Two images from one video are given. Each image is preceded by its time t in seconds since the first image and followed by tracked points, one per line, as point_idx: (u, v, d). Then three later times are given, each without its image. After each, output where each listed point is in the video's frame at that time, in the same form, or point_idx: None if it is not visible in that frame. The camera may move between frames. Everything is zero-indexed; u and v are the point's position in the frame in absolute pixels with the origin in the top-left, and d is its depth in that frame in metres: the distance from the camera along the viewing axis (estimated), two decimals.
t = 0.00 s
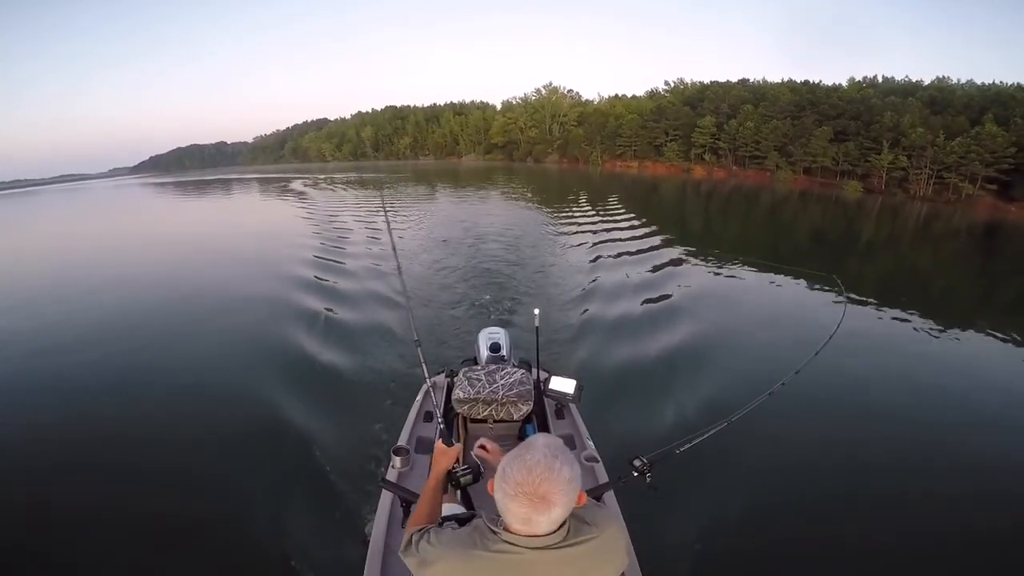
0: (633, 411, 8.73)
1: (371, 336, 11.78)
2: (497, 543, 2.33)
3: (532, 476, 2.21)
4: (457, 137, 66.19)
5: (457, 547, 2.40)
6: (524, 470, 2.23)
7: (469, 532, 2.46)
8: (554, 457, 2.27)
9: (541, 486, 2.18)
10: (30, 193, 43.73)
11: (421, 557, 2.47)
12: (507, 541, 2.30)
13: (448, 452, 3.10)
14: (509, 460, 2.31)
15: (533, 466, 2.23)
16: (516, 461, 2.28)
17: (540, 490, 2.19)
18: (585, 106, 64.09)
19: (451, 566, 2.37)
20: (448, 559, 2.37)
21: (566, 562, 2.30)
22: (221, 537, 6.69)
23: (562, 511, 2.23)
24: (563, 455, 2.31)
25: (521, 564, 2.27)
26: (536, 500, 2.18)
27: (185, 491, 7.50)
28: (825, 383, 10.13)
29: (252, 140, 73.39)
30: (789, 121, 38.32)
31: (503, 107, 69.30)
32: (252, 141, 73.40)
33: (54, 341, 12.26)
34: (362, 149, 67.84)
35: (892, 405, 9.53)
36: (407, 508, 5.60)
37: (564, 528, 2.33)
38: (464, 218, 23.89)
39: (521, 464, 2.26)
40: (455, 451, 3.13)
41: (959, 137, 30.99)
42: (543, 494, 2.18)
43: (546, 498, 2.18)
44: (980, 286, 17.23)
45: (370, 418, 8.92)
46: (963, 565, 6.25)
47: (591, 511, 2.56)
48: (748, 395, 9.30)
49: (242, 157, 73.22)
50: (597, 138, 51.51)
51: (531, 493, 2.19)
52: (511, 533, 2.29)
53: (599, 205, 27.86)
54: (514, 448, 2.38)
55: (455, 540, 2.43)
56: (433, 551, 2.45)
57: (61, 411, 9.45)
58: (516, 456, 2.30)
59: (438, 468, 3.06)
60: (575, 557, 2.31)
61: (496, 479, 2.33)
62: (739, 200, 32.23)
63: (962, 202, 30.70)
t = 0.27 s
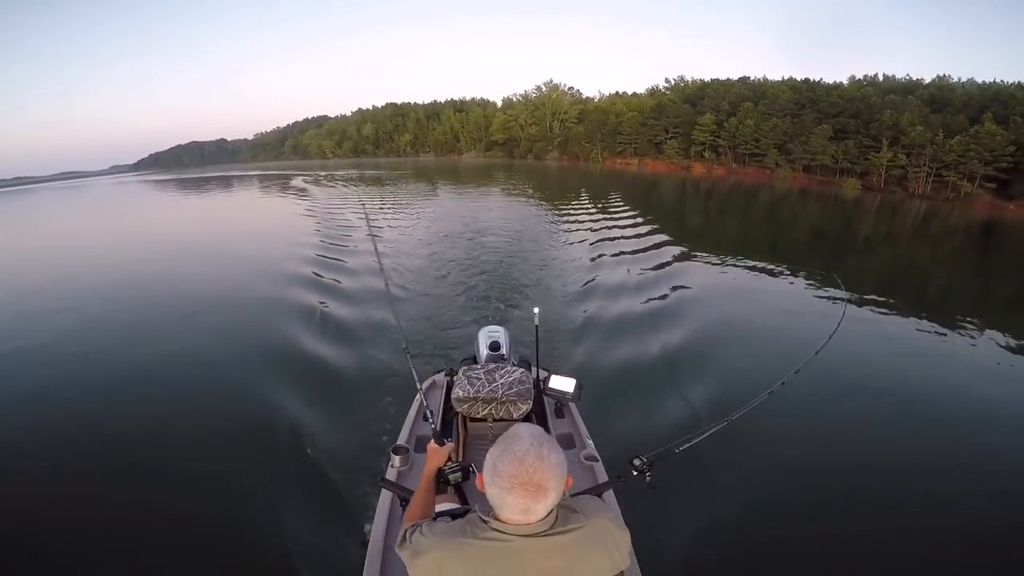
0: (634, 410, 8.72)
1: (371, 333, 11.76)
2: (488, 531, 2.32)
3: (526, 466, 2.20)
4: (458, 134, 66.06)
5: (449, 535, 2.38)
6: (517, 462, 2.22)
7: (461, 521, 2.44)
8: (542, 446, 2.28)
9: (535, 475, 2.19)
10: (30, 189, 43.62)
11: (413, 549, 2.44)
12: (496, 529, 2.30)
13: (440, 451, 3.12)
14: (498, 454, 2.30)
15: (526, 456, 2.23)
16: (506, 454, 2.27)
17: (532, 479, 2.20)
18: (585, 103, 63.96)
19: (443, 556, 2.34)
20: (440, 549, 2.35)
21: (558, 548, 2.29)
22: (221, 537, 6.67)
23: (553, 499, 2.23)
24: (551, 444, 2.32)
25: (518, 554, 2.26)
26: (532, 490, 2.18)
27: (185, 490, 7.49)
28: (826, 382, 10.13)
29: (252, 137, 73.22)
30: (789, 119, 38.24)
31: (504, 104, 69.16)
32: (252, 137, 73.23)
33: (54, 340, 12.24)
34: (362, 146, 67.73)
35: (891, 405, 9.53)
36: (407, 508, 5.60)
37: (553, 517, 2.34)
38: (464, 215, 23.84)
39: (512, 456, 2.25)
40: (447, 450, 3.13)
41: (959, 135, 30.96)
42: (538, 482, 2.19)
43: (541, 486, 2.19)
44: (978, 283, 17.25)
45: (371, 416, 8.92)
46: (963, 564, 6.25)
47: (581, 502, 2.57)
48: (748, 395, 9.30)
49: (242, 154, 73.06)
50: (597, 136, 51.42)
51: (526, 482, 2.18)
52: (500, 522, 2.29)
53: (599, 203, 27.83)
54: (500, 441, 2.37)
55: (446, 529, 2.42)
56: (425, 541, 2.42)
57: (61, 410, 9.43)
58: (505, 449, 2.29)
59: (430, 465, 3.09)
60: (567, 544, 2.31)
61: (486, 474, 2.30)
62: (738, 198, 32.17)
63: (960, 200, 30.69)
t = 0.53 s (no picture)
0: (633, 413, 8.74)
1: (372, 335, 11.78)
2: (501, 545, 2.15)
3: (546, 478, 2.06)
4: (458, 136, 66.15)
5: (458, 548, 2.22)
6: (535, 476, 2.07)
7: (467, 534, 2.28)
8: (557, 456, 2.14)
9: (558, 487, 2.05)
10: (31, 190, 43.74)
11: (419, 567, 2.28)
12: (510, 543, 2.13)
13: (450, 463, 2.88)
14: (511, 471, 2.13)
15: (545, 468, 2.09)
16: (521, 469, 2.11)
17: (553, 491, 2.06)
18: (586, 106, 64.08)
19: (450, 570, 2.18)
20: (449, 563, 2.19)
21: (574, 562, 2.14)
22: (222, 537, 6.68)
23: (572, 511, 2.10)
24: (563, 454, 2.20)
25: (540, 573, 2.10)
26: (556, 503, 2.04)
27: (185, 490, 7.51)
28: (825, 385, 10.14)
29: (253, 139, 73.32)
30: (788, 122, 38.29)
31: (505, 107, 69.26)
32: (253, 139, 73.34)
33: (54, 340, 12.26)
34: (363, 148, 67.86)
35: (891, 407, 9.54)
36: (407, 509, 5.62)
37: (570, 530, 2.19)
38: (464, 217, 23.87)
39: (528, 470, 2.09)
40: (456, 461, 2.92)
41: (956, 139, 31.04)
42: (561, 493, 2.05)
43: (564, 498, 2.05)
44: (974, 287, 17.33)
45: (371, 418, 8.93)
46: (962, 565, 6.25)
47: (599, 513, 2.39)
48: (748, 397, 9.31)
49: (243, 156, 73.15)
50: (597, 138, 51.50)
51: (550, 494, 2.04)
52: (514, 535, 2.13)
53: (598, 205, 27.85)
54: (507, 456, 2.20)
55: (455, 541, 2.25)
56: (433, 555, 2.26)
57: (61, 409, 9.46)
58: (518, 465, 2.13)
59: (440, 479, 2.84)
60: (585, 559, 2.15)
61: (501, 492, 2.13)
62: (737, 201, 32.19)
63: (957, 204, 30.78)
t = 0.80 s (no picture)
0: (633, 410, 8.72)
1: (371, 332, 11.74)
2: None
3: (567, 523, 1.88)
4: (459, 132, 65.95)
5: None
6: (555, 521, 1.88)
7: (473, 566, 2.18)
8: (577, 494, 1.94)
9: (581, 531, 1.88)
10: (30, 185, 43.65)
11: None
12: None
13: (462, 486, 2.61)
14: (527, 514, 1.93)
15: (565, 511, 1.90)
16: (539, 513, 1.91)
17: (575, 536, 1.89)
18: (587, 102, 63.92)
19: None
20: None
21: None
22: (221, 536, 6.65)
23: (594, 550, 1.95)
24: (581, 486, 2.00)
25: None
26: (578, 547, 1.89)
27: (184, 488, 7.48)
28: (826, 383, 10.12)
29: (253, 134, 73.12)
30: (788, 120, 38.16)
31: (506, 103, 69.07)
32: (253, 134, 73.13)
33: (53, 336, 12.23)
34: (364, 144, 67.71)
35: (891, 406, 9.51)
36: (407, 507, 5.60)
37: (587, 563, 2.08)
38: (464, 214, 23.82)
39: (547, 514, 1.90)
40: (468, 483, 2.64)
41: (955, 138, 30.97)
42: (583, 535, 1.89)
43: (586, 541, 1.89)
44: (972, 285, 17.32)
45: (371, 415, 8.91)
46: (963, 565, 6.25)
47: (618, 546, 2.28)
48: (749, 394, 9.29)
49: (242, 151, 72.94)
50: (597, 135, 51.37)
51: (570, 541, 1.88)
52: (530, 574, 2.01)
53: (598, 202, 27.79)
54: (521, 494, 1.98)
55: None
56: None
57: (60, 406, 9.43)
58: (534, 508, 1.93)
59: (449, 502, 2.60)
60: None
61: (516, 536, 1.95)
62: (736, 198, 32.13)
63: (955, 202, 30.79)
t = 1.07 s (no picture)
0: (632, 413, 8.73)
1: (371, 336, 11.78)
2: None
3: (568, 538, 1.87)
4: (459, 138, 66.14)
5: None
6: (555, 538, 1.88)
7: None
8: (573, 509, 1.95)
9: (583, 544, 1.86)
10: (30, 191, 43.75)
11: None
12: None
13: (463, 503, 2.65)
14: (527, 535, 1.93)
15: (564, 527, 1.89)
16: (537, 533, 1.91)
17: (578, 552, 1.87)
18: (586, 108, 64.13)
19: None
20: None
21: None
22: (221, 538, 6.66)
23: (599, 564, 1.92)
24: (577, 501, 2.00)
25: None
26: (585, 563, 1.86)
27: (184, 491, 7.49)
28: (825, 385, 10.13)
29: (253, 141, 73.37)
30: (785, 123, 38.27)
31: (505, 108, 69.31)
32: (253, 141, 73.38)
33: (53, 340, 12.26)
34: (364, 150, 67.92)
35: (890, 407, 9.52)
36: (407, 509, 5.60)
37: None
38: (463, 218, 23.89)
39: (546, 533, 1.90)
40: (472, 498, 2.68)
41: (951, 139, 31.06)
42: (588, 549, 1.87)
43: (592, 555, 1.86)
44: (969, 286, 17.35)
45: (371, 419, 8.92)
46: (962, 565, 6.25)
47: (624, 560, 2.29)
48: (748, 397, 9.30)
49: (243, 157, 73.15)
50: (596, 140, 51.52)
51: (574, 555, 1.86)
52: None
53: (596, 206, 27.86)
54: (517, 517, 1.98)
55: None
56: None
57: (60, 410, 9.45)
58: (532, 528, 1.93)
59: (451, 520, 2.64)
60: None
61: (521, 562, 1.93)
62: (734, 201, 32.23)
63: (952, 204, 30.89)
